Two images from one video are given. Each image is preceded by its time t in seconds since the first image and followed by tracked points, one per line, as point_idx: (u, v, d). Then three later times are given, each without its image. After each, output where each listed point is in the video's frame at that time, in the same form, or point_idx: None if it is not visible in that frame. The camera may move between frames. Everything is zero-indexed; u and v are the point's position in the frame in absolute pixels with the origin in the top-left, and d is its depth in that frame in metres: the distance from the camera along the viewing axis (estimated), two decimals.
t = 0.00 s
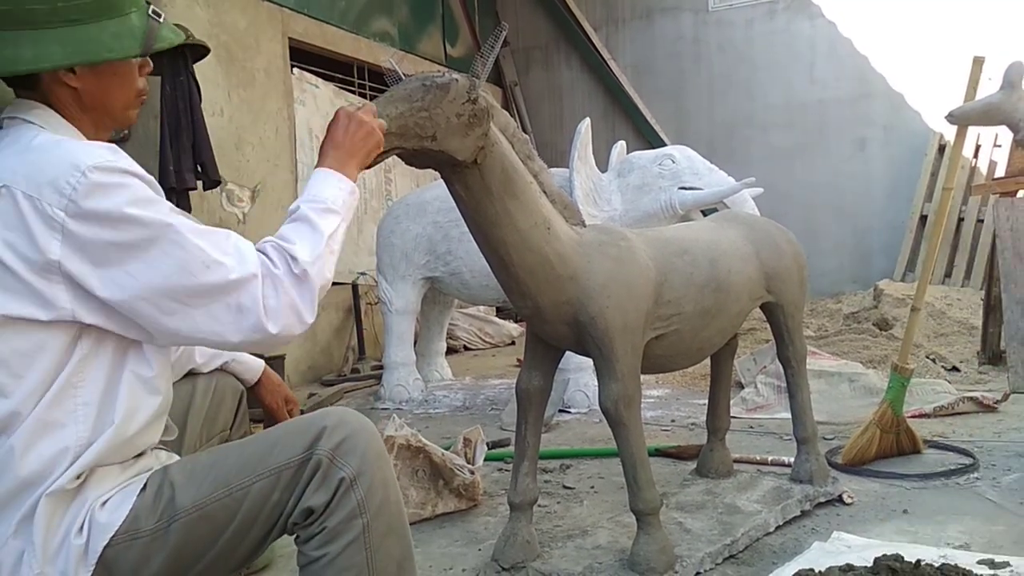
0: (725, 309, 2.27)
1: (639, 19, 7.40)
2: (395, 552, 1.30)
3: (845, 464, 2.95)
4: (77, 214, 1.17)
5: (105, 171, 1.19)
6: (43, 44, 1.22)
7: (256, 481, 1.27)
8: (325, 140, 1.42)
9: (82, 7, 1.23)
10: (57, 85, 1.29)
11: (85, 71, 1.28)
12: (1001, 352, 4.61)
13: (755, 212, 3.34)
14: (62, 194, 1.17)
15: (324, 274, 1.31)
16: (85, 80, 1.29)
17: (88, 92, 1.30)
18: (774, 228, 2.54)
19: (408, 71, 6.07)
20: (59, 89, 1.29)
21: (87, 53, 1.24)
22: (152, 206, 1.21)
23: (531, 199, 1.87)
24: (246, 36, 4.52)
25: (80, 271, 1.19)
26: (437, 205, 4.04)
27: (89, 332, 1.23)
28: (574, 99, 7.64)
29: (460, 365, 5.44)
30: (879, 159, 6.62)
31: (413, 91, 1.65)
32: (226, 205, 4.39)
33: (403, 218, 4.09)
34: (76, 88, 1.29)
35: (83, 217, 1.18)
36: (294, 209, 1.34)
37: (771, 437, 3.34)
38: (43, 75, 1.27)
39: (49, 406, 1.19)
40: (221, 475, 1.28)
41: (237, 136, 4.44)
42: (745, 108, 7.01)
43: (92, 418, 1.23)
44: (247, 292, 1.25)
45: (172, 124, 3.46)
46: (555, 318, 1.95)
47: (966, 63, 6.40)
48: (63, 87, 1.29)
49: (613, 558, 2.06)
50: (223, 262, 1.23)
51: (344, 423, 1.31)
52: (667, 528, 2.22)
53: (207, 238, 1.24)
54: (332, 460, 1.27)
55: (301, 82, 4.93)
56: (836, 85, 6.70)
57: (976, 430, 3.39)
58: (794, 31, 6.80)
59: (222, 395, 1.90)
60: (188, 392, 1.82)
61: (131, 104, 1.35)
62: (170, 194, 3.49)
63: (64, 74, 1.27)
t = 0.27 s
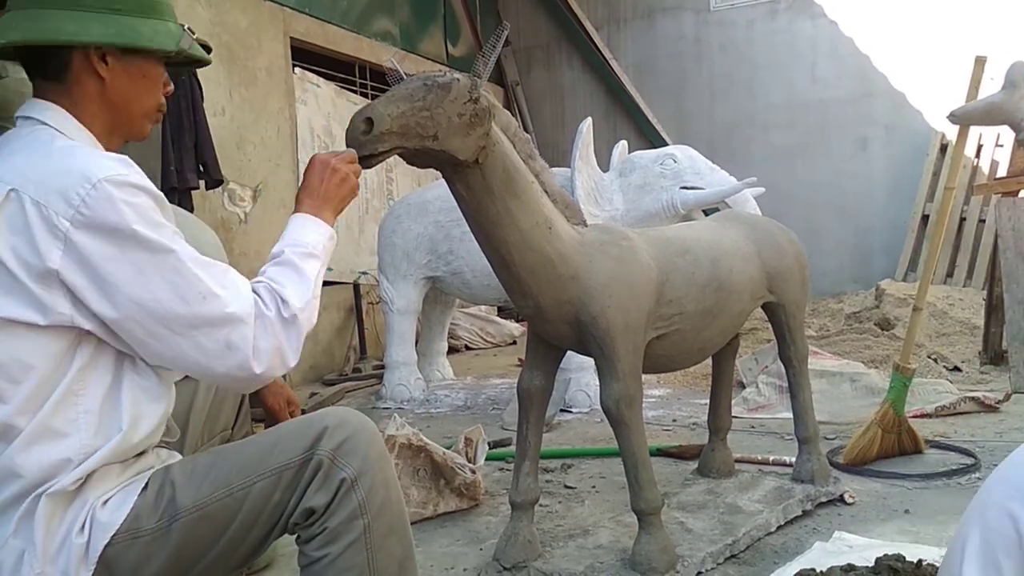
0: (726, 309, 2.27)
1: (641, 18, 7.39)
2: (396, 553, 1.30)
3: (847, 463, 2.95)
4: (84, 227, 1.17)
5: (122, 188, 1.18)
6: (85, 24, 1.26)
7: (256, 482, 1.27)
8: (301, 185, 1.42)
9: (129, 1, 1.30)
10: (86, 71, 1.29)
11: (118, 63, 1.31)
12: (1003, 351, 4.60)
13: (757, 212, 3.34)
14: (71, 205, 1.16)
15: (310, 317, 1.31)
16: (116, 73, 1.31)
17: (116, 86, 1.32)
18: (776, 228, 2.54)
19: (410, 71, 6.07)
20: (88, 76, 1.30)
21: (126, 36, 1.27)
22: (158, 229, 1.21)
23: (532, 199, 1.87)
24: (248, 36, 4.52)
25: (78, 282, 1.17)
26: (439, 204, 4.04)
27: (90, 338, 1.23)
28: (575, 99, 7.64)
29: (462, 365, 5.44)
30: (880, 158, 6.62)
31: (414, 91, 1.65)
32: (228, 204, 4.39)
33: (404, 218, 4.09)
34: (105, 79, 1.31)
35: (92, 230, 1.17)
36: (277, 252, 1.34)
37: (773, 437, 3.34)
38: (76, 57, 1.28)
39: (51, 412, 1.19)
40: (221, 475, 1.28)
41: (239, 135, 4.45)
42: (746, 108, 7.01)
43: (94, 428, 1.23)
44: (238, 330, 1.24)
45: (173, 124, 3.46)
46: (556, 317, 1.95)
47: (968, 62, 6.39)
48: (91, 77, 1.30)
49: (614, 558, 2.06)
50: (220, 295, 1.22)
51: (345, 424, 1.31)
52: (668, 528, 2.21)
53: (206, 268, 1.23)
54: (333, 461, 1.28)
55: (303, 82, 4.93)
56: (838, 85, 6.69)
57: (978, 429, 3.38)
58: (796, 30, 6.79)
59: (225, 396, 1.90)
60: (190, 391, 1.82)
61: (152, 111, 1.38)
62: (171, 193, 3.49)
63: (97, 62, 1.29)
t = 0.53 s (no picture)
0: (727, 310, 2.27)
1: (641, 18, 7.39)
2: (397, 553, 1.30)
3: (848, 463, 2.94)
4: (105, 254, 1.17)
5: (149, 220, 1.18)
6: (112, 87, 1.22)
7: (258, 483, 1.27)
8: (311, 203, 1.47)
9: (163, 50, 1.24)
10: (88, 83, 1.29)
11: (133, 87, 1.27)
12: (1004, 352, 4.60)
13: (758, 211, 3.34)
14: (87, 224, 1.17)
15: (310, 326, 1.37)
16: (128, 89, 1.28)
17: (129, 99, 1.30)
18: (777, 228, 2.54)
19: (411, 71, 6.07)
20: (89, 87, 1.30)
21: (156, 101, 1.23)
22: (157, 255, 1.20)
23: (533, 200, 1.87)
24: (249, 36, 4.52)
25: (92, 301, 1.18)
26: (439, 204, 4.04)
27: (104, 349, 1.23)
28: (576, 99, 7.64)
29: (463, 365, 5.44)
30: (881, 158, 6.62)
31: (414, 91, 1.66)
32: (229, 205, 4.39)
33: (405, 218, 4.09)
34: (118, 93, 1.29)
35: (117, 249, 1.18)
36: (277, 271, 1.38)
37: (774, 437, 3.34)
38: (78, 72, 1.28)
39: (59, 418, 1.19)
40: (224, 475, 1.28)
41: (240, 135, 4.45)
42: (747, 107, 7.00)
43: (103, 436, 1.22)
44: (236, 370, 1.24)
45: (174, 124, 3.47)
46: (557, 317, 1.95)
47: (969, 62, 6.39)
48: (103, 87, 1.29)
49: (615, 558, 2.06)
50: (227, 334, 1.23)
51: (346, 424, 1.31)
52: (669, 528, 2.21)
53: (217, 306, 1.23)
54: (335, 461, 1.28)
55: (304, 82, 4.94)
56: (839, 85, 6.69)
57: (979, 429, 3.38)
58: (797, 30, 6.79)
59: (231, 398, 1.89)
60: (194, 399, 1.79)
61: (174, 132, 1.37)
62: (172, 193, 3.49)
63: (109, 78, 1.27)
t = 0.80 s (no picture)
0: (726, 310, 2.27)
1: (641, 18, 7.39)
2: None
3: (847, 463, 2.94)
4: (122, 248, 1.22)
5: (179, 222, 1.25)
6: (87, 62, 1.32)
7: (218, 509, 1.26)
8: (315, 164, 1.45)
9: (127, 35, 1.36)
10: (99, 109, 1.36)
11: (127, 96, 1.36)
12: (1004, 351, 4.60)
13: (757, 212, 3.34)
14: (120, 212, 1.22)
15: (323, 269, 1.33)
16: (126, 104, 1.37)
17: (127, 118, 1.37)
18: (776, 228, 2.54)
19: (410, 71, 6.07)
20: (101, 112, 1.36)
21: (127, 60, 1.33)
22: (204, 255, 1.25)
23: (532, 200, 1.87)
24: (248, 36, 4.52)
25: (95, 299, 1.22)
26: (438, 204, 4.04)
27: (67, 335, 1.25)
28: (575, 99, 7.64)
29: (462, 365, 5.44)
30: (881, 158, 6.62)
31: (413, 91, 1.66)
32: (228, 205, 4.39)
33: (404, 218, 4.09)
34: (117, 113, 1.37)
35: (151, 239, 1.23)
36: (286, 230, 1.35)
37: (773, 437, 3.34)
38: (89, 97, 1.35)
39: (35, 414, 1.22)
40: (184, 500, 1.27)
41: (239, 136, 4.45)
42: (746, 107, 7.00)
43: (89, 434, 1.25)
44: (240, 280, 1.26)
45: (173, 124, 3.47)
46: (556, 317, 1.95)
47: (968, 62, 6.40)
48: (103, 111, 1.36)
49: (614, 558, 2.06)
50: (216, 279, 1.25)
51: (310, 446, 1.28)
52: (668, 529, 2.21)
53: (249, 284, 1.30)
54: (298, 486, 1.25)
55: (303, 82, 4.94)
56: (838, 85, 6.70)
57: (979, 429, 3.38)
58: (796, 30, 6.80)
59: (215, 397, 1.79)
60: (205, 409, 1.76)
61: (170, 141, 1.42)
62: (171, 194, 3.49)
63: (107, 95, 1.35)
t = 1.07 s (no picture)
0: (727, 310, 2.27)
1: (641, 18, 7.39)
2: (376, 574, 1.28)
3: (848, 464, 2.94)
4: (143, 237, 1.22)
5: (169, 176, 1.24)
6: (135, 58, 1.31)
7: (227, 505, 1.27)
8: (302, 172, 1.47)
9: (172, 26, 1.35)
10: (144, 99, 1.35)
11: (174, 87, 1.36)
12: (1005, 351, 4.60)
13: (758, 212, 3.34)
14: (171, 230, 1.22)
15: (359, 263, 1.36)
16: (174, 96, 1.37)
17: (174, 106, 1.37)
18: (777, 228, 2.54)
19: (412, 71, 6.08)
20: (146, 102, 1.35)
21: (177, 60, 1.33)
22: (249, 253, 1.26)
23: (532, 201, 1.87)
24: (249, 37, 4.52)
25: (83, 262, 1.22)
26: (440, 205, 4.04)
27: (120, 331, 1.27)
28: (576, 99, 7.64)
29: (463, 365, 5.44)
30: (882, 159, 6.62)
31: (415, 91, 1.66)
32: (228, 205, 4.39)
33: (405, 219, 4.09)
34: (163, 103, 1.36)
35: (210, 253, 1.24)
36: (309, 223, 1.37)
37: (774, 437, 3.34)
38: (134, 87, 1.34)
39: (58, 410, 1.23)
40: (195, 495, 1.27)
41: (240, 136, 4.45)
42: (747, 108, 7.00)
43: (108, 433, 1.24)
44: (290, 276, 1.28)
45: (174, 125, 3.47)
46: (557, 318, 1.95)
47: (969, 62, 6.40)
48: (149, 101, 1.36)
49: (615, 558, 2.06)
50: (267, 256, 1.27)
51: (318, 444, 1.28)
52: (669, 529, 2.21)
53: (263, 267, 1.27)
54: (306, 483, 1.25)
55: (304, 83, 4.94)
56: (839, 85, 6.69)
57: (980, 430, 3.38)
58: (797, 30, 6.79)
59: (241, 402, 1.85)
60: (230, 411, 1.82)
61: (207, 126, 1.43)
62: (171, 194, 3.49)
63: (153, 88, 1.35)
